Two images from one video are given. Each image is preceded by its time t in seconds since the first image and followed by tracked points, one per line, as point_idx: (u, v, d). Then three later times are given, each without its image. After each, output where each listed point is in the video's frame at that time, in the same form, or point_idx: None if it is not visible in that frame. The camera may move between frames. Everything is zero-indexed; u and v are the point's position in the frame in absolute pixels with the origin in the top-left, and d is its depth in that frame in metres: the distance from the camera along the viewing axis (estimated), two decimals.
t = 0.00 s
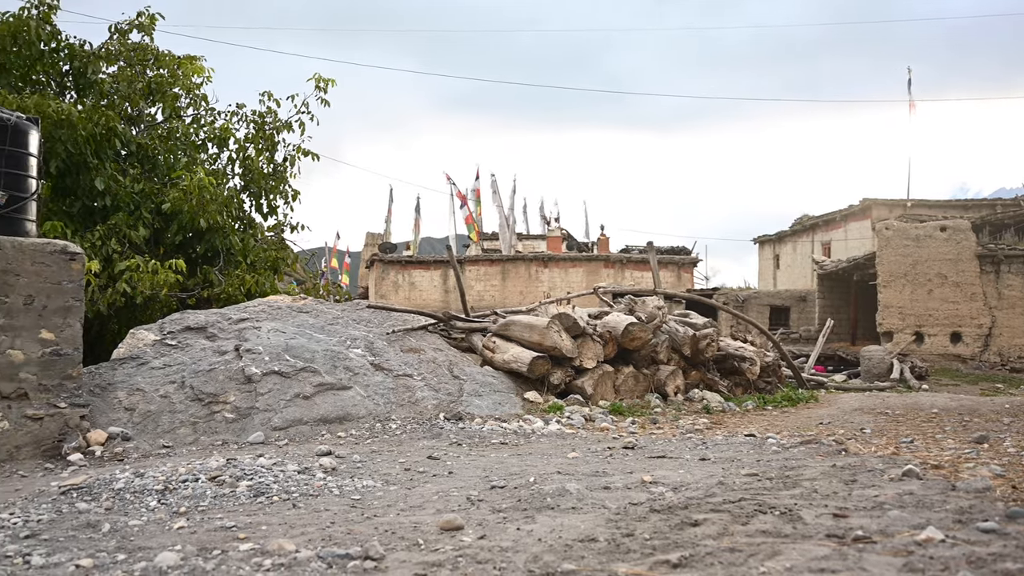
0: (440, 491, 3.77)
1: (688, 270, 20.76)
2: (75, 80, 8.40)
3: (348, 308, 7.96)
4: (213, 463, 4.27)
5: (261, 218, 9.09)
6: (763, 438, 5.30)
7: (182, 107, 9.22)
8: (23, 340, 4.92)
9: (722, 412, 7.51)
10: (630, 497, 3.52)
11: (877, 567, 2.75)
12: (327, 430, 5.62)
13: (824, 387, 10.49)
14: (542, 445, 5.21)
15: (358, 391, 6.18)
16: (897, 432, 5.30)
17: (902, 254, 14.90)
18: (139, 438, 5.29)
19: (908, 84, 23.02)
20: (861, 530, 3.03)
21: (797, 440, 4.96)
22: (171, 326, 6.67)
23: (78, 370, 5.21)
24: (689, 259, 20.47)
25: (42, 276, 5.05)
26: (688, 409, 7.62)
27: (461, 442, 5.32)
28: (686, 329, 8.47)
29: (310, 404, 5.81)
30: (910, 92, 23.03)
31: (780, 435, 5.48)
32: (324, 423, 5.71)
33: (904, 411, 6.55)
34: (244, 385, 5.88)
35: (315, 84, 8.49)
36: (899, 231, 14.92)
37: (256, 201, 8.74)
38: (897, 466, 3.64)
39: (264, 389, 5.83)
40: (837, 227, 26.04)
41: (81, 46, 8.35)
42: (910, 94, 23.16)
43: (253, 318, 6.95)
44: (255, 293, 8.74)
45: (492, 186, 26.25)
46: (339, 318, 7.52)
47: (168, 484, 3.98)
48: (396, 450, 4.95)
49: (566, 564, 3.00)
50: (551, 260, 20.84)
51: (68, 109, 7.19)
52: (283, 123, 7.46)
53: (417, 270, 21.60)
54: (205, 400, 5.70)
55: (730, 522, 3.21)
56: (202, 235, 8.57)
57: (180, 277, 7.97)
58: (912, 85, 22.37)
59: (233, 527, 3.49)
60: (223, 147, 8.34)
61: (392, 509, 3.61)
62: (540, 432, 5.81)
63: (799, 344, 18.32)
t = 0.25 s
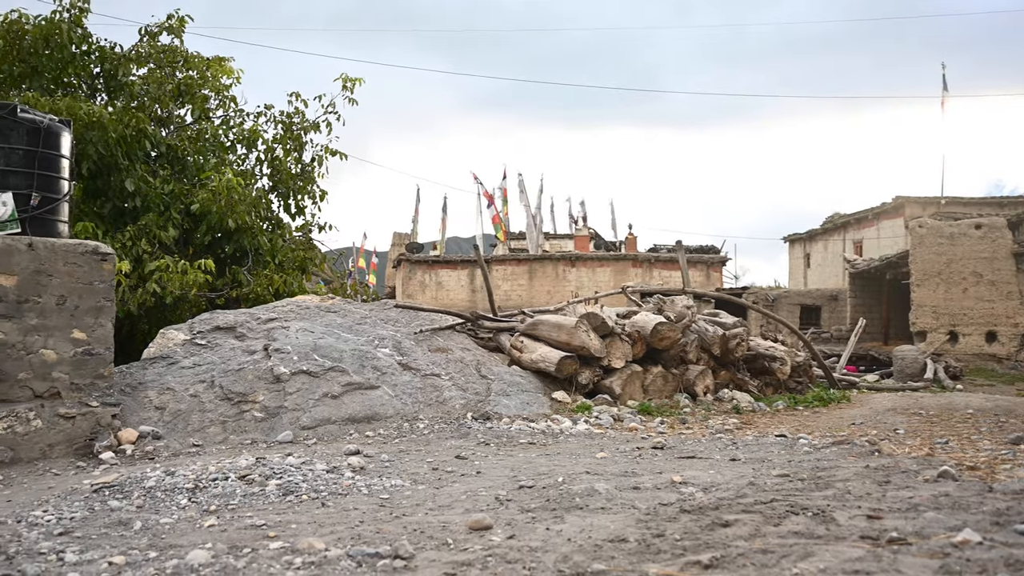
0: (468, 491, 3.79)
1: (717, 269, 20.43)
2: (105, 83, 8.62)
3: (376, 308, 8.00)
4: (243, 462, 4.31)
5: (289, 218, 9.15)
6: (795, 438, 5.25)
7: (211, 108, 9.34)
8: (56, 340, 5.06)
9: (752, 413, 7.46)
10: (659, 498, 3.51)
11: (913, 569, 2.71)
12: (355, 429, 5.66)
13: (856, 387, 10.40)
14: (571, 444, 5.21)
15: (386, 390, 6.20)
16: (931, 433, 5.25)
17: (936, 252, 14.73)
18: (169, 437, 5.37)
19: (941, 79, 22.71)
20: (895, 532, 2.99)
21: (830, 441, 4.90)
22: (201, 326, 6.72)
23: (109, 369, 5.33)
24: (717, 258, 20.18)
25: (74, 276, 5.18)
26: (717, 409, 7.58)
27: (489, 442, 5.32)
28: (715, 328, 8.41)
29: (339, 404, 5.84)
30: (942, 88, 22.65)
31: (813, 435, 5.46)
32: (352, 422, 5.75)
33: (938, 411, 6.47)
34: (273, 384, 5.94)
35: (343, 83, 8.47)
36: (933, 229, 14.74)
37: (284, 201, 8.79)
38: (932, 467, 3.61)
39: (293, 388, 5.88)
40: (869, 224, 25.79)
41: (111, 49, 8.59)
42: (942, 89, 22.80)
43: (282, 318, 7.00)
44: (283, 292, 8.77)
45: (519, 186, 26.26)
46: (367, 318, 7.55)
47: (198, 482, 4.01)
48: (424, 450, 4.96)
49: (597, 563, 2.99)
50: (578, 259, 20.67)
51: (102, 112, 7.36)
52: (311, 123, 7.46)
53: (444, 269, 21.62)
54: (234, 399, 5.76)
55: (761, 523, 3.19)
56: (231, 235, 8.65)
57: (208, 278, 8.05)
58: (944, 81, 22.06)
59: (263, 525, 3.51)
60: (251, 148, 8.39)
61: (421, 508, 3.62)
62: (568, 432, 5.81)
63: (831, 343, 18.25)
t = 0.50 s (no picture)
0: (493, 490, 3.81)
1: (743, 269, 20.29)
2: (132, 84, 8.70)
3: (401, 307, 8.02)
4: (269, 460, 4.34)
5: (313, 218, 9.18)
6: (822, 439, 5.21)
7: (237, 109, 9.39)
8: (84, 339, 5.14)
9: (779, 413, 7.44)
10: (686, 498, 3.51)
11: (945, 571, 2.66)
12: (380, 428, 5.68)
13: (884, 387, 10.31)
14: (595, 444, 5.21)
15: (410, 390, 6.21)
16: (963, 433, 5.21)
17: (967, 251, 14.54)
18: (195, 435, 5.41)
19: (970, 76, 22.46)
20: (926, 533, 2.96)
21: (859, 442, 4.86)
22: (227, 326, 6.77)
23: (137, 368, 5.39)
24: (744, 257, 20.07)
25: (102, 276, 5.23)
26: (744, 409, 7.56)
27: (514, 442, 5.32)
28: (742, 327, 8.36)
29: (363, 403, 5.87)
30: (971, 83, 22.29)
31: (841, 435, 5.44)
32: (376, 421, 5.77)
33: (968, 412, 6.41)
34: (298, 383, 5.97)
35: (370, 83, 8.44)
36: (964, 227, 14.54)
37: (308, 201, 8.84)
38: (963, 468, 3.57)
39: (318, 387, 5.92)
40: (897, 223, 25.59)
41: (137, 51, 8.66)
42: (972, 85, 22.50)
43: (307, 318, 7.03)
44: (308, 292, 8.79)
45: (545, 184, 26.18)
46: (391, 318, 7.56)
47: (225, 481, 4.04)
48: (448, 449, 4.97)
49: (624, 563, 2.98)
50: (603, 258, 20.56)
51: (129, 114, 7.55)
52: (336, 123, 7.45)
53: (468, 268, 21.65)
54: (260, 398, 5.80)
55: (789, 524, 3.17)
56: (256, 235, 8.68)
57: (234, 277, 8.12)
58: (975, 78, 21.74)
59: (289, 524, 3.52)
60: (276, 148, 8.45)
61: (446, 508, 3.63)
62: (593, 432, 5.80)
63: (858, 343, 18.17)
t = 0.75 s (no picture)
0: (522, 490, 3.82)
1: (774, 267, 20.24)
2: (162, 85, 8.78)
3: (428, 307, 8.05)
4: (298, 459, 4.37)
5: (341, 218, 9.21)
6: (854, 439, 5.15)
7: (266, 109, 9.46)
8: (116, 339, 5.21)
9: (810, 414, 7.40)
10: (716, 499, 3.52)
11: (982, 574, 2.60)
12: (408, 427, 5.71)
13: (918, 387, 10.19)
14: (624, 444, 5.20)
15: (438, 389, 6.23)
16: (1000, 434, 5.14)
17: (1002, 249, 14.19)
18: (225, 434, 5.47)
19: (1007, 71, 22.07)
20: (962, 535, 2.91)
21: (892, 443, 4.81)
22: (256, 325, 6.83)
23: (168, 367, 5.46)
24: (775, 257, 19.94)
25: (133, 276, 5.29)
26: (774, 410, 7.53)
27: (543, 442, 5.32)
28: (772, 327, 8.29)
29: (391, 402, 5.89)
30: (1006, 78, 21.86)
31: (873, 436, 5.41)
32: (404, 420, 5.80)
33: (1004, 413, 6.32)
34: (327, 382, 6.02)
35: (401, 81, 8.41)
36: (999, 225, 14.20)
37: (336, 201, 8.89)
38: (1001, 470, 3.53)
39: (347, 387, 5.96)
40: (932, 221, 25.24)
41: (168, 53, 8.74)
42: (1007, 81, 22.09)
43: (335, 318, 7.07)
44: (336, 292, 8.83)
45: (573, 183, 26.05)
46: (419, 317, 7.58)
47: (255, 479, 4.08)
48: (476, 449, 4.98)
49: (654, 563, 2.96)
50: (630, 258, 20.47)
51: (158, 115, 7.70)
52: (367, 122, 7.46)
53: (495, 267, 21.68)
54: (289, 397, 5.84)
55: (822, 525, 3.15)
56: (285, 235, 8.73)
57: (262, 277, 8.18)
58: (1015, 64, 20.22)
59: (318, 522, 3.53)
60: (305, 148, 8.50)
61: (475, 507, 3.64)
62: (622, 432, 5.79)
63: (891, 343, 18.02)
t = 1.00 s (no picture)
0: (547, 490, 3.84)
1: (800, 266, 20.16)
2: (188, 86, 8.84)
3: (453, 306, 8.06)
4: (323, 458, 4.40)
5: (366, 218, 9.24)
6: (883, 441, 5.10)
7: (291, 110, 9.49)
8: (143, 338, 5.26)
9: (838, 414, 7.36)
10: (743, 500, 3.52)
11: None
12: (433, 427, 5.73)
13: (948, 388, 10.09)
14: (650, 444, 5.18)
15: (462, 389, 6.24)
16: None
17: None
18: (250, 433, 5.50)
19: None
20: (995, 537, 2.87)
21: (922, 444, 4.76)
22: (282, 325, 6.87)
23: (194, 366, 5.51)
24: (802, 256, 19.82)
25: (160, 276, 5.34)
26: (802, 410, 7.50)
27: (568, 441, 5.31)
28: (799, 326, 8.24)
29: (416, 402, 5.91)
30: None
31: (903, 436, 5.38)
32: (429, 420, 5.82)
33: None
34: (352, 381, 6.05)
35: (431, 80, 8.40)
36: None
37: (361, 201, 8.92)
38: None
39: (372, 386, 5.98)
40: (963, 219, 24.97)
41: (194, 54, 8.78)
42: None
43: (360, 317, 7.10)
44: (360, 291, 8.85)
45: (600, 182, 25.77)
46: (444, 317, 7.59)
47: (280, 477, 4.11)
48: (501, 448, 4.98)
49: (682, 564, 2.95)
50: (656, 258, 20.44)
51: (184, 116, 7.76)
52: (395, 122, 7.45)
53: (519, 267, 21.69)
54: (314, 396, 5.87)
55: (851, 527, 3.13)
56: (309, 235, 8.76)
57: (287, 277, 8.22)
58: None
59: (344, 521, 3.54)
60: (329, 149, 8.53)
61: (500, 506, 3.66)
62: (648, 432, 5.78)
63: (920, 342, 17.94)
